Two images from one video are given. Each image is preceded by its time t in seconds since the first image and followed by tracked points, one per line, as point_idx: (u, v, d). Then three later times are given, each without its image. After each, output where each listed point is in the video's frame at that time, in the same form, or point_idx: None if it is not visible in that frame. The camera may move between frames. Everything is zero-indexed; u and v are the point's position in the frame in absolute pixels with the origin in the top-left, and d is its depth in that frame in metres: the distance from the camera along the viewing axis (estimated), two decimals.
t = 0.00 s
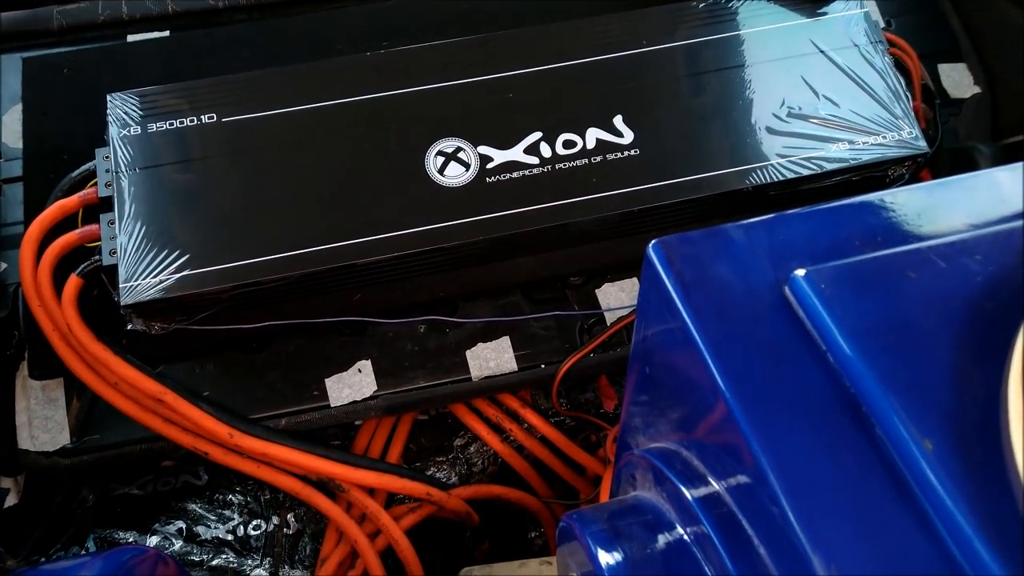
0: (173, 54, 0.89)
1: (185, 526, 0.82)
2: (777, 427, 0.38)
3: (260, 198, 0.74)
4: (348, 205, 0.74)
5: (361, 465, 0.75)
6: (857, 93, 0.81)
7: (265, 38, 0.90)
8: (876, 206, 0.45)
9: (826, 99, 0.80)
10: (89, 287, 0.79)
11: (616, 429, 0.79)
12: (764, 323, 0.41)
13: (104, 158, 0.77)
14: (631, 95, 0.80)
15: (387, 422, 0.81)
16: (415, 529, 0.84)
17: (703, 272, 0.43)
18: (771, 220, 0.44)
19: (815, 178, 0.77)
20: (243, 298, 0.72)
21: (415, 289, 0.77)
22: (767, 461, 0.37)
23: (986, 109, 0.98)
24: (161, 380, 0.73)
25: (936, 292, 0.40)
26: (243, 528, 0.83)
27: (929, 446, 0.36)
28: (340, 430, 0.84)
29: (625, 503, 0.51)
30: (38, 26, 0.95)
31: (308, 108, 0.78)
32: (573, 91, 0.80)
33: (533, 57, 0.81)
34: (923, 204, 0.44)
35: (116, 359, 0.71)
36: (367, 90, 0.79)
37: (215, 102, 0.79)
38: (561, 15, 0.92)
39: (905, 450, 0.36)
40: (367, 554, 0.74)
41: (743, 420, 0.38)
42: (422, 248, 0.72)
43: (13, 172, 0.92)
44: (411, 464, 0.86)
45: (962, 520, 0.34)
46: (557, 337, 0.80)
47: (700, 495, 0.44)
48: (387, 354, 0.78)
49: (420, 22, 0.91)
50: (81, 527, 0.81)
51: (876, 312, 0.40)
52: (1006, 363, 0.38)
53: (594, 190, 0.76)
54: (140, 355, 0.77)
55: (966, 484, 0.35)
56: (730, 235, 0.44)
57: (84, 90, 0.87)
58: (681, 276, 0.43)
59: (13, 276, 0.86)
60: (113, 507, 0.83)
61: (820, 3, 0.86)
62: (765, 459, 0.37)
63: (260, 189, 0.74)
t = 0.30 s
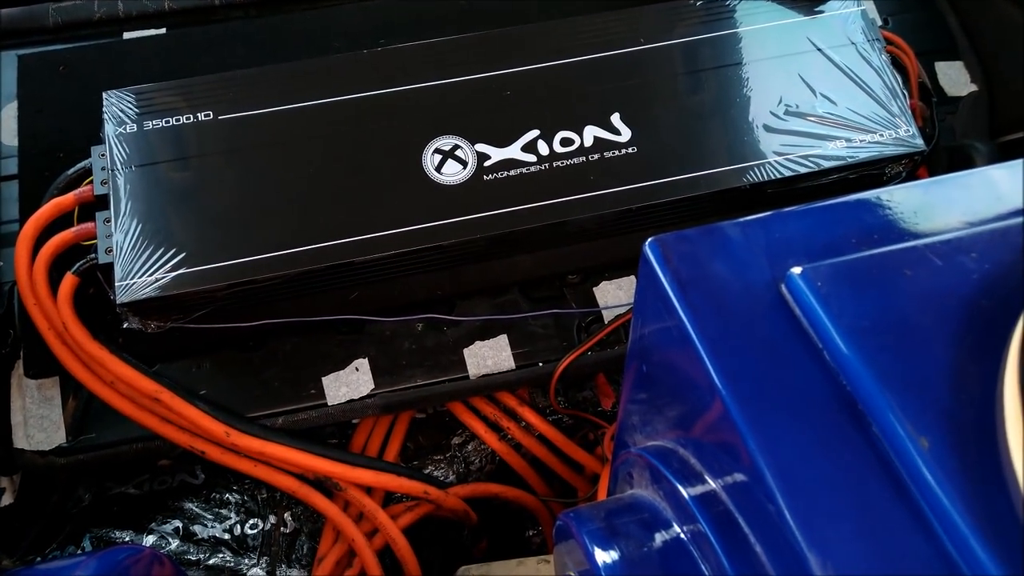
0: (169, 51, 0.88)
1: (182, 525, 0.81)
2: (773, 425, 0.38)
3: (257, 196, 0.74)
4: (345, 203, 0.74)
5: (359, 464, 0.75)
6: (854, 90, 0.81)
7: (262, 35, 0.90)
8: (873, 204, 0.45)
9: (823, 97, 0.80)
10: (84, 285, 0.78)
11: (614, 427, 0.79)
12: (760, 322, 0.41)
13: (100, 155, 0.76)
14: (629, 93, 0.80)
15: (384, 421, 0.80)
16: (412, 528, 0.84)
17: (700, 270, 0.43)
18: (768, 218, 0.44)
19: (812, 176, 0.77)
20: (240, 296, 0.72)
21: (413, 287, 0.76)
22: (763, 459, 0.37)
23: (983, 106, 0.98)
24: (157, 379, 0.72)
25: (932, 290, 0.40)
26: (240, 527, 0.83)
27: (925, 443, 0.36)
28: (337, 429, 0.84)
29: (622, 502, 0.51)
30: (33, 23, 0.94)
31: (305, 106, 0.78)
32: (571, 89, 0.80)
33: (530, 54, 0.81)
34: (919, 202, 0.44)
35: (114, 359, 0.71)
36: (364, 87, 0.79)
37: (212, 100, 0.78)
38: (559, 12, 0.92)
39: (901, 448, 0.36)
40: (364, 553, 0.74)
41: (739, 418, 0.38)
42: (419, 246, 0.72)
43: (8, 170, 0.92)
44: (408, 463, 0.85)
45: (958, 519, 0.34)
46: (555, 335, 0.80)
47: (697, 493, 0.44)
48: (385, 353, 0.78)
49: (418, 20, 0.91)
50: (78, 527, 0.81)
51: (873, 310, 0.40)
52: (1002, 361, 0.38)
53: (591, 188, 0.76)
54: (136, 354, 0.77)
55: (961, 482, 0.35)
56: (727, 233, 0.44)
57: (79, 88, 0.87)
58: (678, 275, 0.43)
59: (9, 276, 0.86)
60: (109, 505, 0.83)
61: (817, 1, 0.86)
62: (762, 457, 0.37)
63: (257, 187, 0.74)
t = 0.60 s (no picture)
0: (164, 50, 0.88)
1: (179, 526, 0.81)
2: (770, 424, 0.38)
3: (253, 195, 0.73)
4: (342, 201, 0.73)
5: (356, 464, 0.74)
6: (851, 89, 0.81)
7: (257, 34, 0.90)
8: (869, 203, 0.45)
9: (820, 95, 0.80)
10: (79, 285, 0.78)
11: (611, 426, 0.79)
12: (758, 320, 0.41)
13: (95, 154, 0.76)
14: (626, 91, 0.80)
15: (382, 420, 0.80)
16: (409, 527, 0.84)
17: (697, 269, 0.43)
18: (765, 217, 0.44)
19: (809, 174, 0.77)
20: (237, 295, 0.72)
21: (409, 286, 0.76)
22: (760, 458, 0.37)
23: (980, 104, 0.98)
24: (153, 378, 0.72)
25: (929, 288, 0.40)
26: (237, 527, 0.82)
27: (923, 442, 0.36)
28: (334, 429, 0.83)
29: (619, 501, 0.51)
30: (28, 22, 0.94)
31: (302, 105, 0.78)
32: (567, 87, 0.80)
33: (527, 53, 0.81)
34: (916, 201, 0.44)
35: (110, 359, 0.71)
36: (360, 86, 0.79)
37: (208, 99, 0.78)
38: (556, 10, 0.91)
39: (899, 446, 0.36)
40: (361, 552, 0.74)
41: (736, 417, 0.38)
42: (416, 245, 0.72)
43: (3, 169, 0.92)
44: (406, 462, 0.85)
45: (955, 517, 0.34)
46: (552, 334, 0.80)
47: (694, 492, 0.44)
48: (381, 352, 0.78)
49: (414, 18, 0.91)
50: (73, 528, 0.81)
51: (870, 309, 0.40)
52: (999, 359, 0.38)
53: (589, 186, 0.75)
54: (132, 353, 0.77)
55: (959, 480, 0.35)
56: (723, 232, 0.44)
57: (74, 87, 0.86)
58: (675, 274, 0.43)
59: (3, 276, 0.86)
60: (105, 506, 0.83)
61: None
62: (759, 456, 0.37)
63: (253, 185, 0.74)
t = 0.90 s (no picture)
0: (155, 49, 0.87)
1: (167, 530, 0.80)
2: (760, 425, 0.38)
3: (244, 196, 0.73)
4: (334, 203, 0.73)
5: (347, 467, 0.74)
6: (842, 92, 0.81)
7: (250, 33, 0.89)
8: (860, 205, 0.45)
9: (811, 98, 0.81)
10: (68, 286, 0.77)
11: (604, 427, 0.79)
12: (748, 322, 0.41)
13: (84, 155, 0.75)
14: (620, 93, 0.80)
15: (374, 422, 0.80)
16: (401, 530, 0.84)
17: (688, 271, 0.43)
18: (756, 218, 0.44)
19: (800, 176, 0.78)
20: (228, 297, 0.71)
21: (402, 288, 0.76)
22: (751, 460, 0.37)
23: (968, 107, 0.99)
24: (141, 381, 0.71)
25: (918, 291, 0.41)
26: (226, 531, 0.81)
27: (912, 444, 0.36)
28: (326, 431, 0.83)
29: (610, 503, 0.51)
30: (17, 20, 0.91)
31: (294, 105, 0.77)
32: (561, 88, 0.80)
33: (521, 54, 0.81)
34: (906, 203, 0.44)
35: (99, 362, 0.70)
36: (353, 87, 0.78)
37: (199, 99, 0.78)
38: (549, 11, 0.91)
39: (887, 448, 0.36)
40: (352, 556, 0.73)
41: (726, 418, 0.38)
42: (409, 247, 0.72)
43: None
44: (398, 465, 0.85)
45: (942, 519, 0.34)
46: (545, 335, 0.80)
47: (685, 494, 0.44)
48: (373, 354, 0.77)
49: (407, 19, 0.91)
50: (59, 533, 0.80)
51: (859, 311, 0.40)
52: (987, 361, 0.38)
53: (582, 188, 0.75)
54: (121, 356, 0.76)
55: (947, 481, 0.35)
56: (714, 234, 0.44)
57: (64, 86, 0.85)
58: (666, 276, 0.43)
59: None
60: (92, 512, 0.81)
61: (805, 3, 0.87)
62: (749, 458, 0.37)
63: (244, 186, 0.73)
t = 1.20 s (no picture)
0: (120, 55, 0.86)
1: (140, 543, 0.79)
2: (735, 420, 0.37)
3: (213, 201, 0.72)
4: (305, 207, 0.72)
5: (323, 473, 0.73)
6: (810, 89, 0.82)
7: (217, 38, 0.88)
8: (829, 200, 0.45)
9: (780, 96, 0.81)
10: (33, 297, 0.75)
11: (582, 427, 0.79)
12: (721, 318, 0.41)
13: (47, 163, 0.74)
14: (591, 93, 0.80)
15: (350, 427, 0.79)
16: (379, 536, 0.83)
17: (661, 269, 0.43)
18: (727, 215, 0.44)
19: (771, 173, 0.78)
20: (198, 305, 0.70)
21: (376, 292, 0.75)
22: (726, 456, 0.36)
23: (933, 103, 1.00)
24: (110, 392, 0.69)
25: (888, 283, 0.41)
26: (201, 542, 0.80)
27: (884, 435, 0.36)
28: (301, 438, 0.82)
29: (588, 504, 0.50)
30: None
31: (262, 109, 0.76)
32: (532, 89, 0.80)
33: (491, 55, 0.81)
34: (875, 199, 0.45)
35: (65, 373, 0.68)
36: (322, 90, 0.78)
37: (165, 104, 0.76)
38: (519, 12, 0.91)
39: (860, 440, 0.36)
40: (330, 562, 0.73)
41: (701, 415, 0.38)
42: (382, 250, 0.71)
43: None
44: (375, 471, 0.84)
45: (915, 509, 0.35)
46: (521, 337, 0.79)
47: (662, 492, 0.44)
48: (347, 359, 0.76)
49: (376, 21, 0.90)
50: (29, 547, 0.78)
51: (830, 304, 0.40)
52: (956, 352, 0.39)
53: (554, 188, 0.75)
54: (89, 367, 0.74)
55: (919, 471, 0.35)
56: (686, 231, 0.44)
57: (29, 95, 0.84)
58: (639, 273, 0.42)
59: None
60: (62, 527, 0.80)
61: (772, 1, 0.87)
62: (725, 453, 0.36)
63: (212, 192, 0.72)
